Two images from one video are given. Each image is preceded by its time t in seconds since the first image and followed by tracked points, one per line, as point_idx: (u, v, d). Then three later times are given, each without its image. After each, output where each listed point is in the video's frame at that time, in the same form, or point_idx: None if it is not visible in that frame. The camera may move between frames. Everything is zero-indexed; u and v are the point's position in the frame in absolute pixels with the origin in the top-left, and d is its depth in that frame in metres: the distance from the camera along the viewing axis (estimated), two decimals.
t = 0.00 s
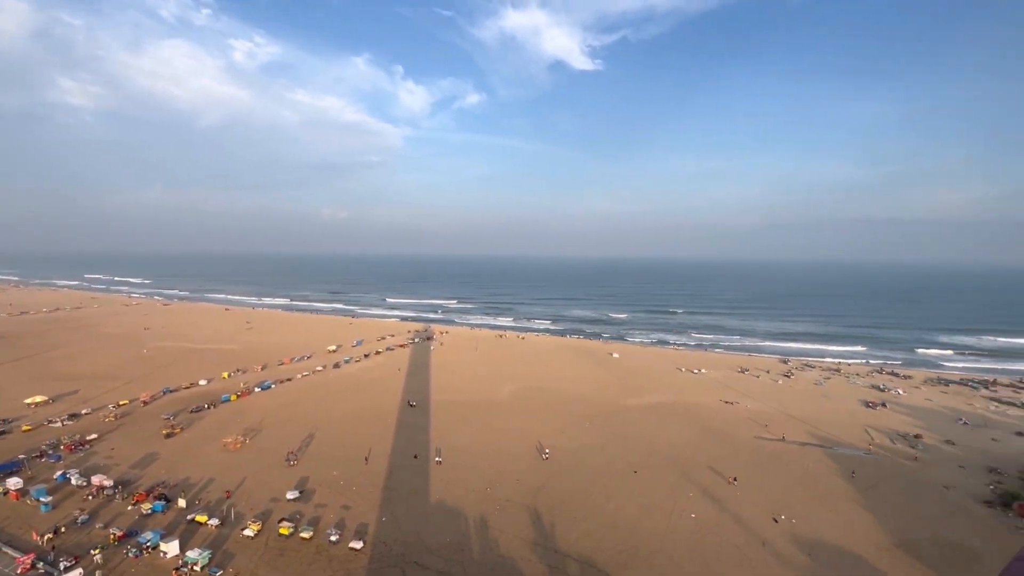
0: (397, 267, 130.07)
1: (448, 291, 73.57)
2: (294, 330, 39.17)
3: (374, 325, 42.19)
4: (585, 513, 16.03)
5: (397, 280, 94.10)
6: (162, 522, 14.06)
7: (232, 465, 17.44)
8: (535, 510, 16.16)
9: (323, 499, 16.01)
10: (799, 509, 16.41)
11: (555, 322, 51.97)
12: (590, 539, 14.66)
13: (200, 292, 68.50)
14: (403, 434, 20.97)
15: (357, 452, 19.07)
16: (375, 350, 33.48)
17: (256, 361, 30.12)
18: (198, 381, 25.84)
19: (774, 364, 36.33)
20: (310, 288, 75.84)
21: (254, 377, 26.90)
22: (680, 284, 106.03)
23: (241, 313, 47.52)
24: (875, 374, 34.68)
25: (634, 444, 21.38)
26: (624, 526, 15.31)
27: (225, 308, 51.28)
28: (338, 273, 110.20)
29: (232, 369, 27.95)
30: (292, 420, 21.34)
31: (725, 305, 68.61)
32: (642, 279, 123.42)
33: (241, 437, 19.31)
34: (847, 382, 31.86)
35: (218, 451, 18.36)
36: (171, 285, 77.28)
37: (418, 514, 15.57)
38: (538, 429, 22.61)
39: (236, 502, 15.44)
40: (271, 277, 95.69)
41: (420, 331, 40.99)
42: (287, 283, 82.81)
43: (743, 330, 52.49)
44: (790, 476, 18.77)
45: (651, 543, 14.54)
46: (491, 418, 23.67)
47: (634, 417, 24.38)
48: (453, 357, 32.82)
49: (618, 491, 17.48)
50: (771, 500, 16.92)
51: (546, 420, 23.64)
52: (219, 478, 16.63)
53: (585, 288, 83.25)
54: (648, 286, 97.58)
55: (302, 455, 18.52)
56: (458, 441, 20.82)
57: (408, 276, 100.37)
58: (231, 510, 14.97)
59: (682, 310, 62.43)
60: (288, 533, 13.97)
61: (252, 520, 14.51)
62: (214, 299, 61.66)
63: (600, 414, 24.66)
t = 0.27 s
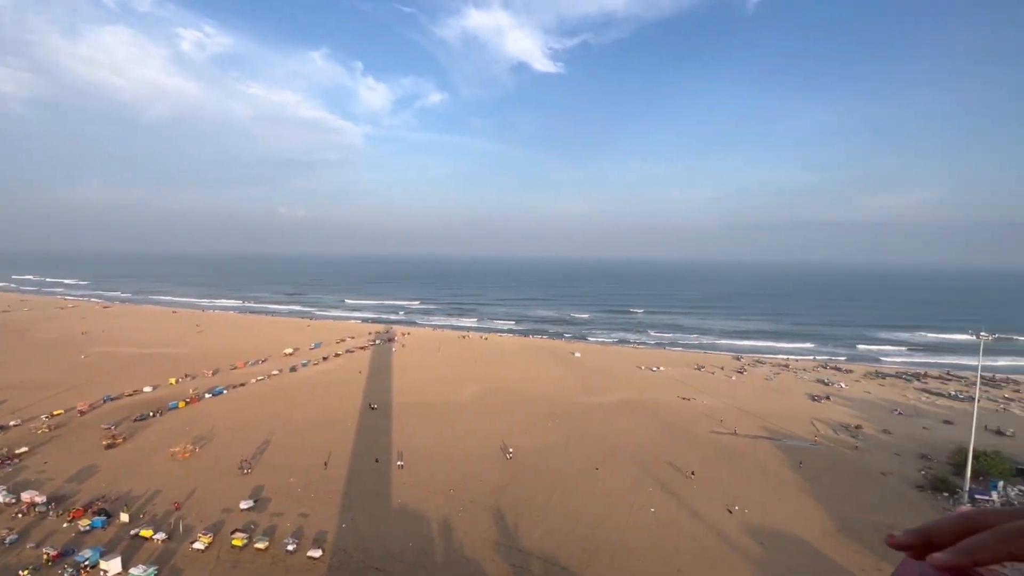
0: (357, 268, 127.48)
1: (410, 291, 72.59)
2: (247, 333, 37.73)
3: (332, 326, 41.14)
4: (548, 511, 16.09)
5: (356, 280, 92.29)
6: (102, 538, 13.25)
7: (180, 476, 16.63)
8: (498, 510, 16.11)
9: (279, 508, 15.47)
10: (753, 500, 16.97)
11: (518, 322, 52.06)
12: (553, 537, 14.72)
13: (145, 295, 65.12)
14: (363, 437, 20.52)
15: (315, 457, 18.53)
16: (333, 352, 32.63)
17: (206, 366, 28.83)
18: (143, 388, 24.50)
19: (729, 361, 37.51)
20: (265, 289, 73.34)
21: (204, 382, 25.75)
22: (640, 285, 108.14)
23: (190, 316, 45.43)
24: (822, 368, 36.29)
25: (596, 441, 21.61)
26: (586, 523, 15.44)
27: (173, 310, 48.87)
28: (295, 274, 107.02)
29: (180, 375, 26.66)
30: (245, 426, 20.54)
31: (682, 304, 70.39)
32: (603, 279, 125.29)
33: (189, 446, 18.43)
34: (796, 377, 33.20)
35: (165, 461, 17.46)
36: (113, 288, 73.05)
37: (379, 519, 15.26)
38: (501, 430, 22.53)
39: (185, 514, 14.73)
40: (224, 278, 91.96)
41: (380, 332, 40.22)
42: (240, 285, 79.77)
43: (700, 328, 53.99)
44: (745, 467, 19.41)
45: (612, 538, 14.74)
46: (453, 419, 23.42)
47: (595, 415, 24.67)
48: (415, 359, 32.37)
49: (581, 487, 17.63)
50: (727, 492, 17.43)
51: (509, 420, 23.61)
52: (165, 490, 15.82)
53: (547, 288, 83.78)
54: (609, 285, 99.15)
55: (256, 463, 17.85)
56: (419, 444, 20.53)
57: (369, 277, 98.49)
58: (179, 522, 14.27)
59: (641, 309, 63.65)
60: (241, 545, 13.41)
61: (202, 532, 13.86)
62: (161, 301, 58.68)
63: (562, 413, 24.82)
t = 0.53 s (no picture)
0: (315, 268, 124.15)
1: (370, 292, 71.25)
2: (197, 337, 36.10)
3: (288, 329, 39.89)
4: (511, 510, 16.08)
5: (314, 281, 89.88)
6: (34, 559, 12.36)
7: (122, 489, 15.71)
8: (461, 511, 15.97)
9: (231, 518, 14.84)
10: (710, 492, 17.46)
11: (481, 322, 51.88)
12: (515, 536, 14.72)
13: (84, 297, 61.40)
14: (321, 442, 19.95)
15: (270, 464, 17.88)
16: (289, 355, 31.63)
17: (151, 371, 27.40)
18: (79, 397, 22.99)
19: (686, 358, 38.53)
20: (216, 291, 70.44)
21: (150, 389, 24.46)
22: (600, 285, 109.77)
23: (135, 319, 43.13)
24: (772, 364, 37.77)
25: (559, 439, 21.76)
26: (549, 521, 15.50)
27: (115, 314, 46.26)
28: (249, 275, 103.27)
29: (122, 382, 25.22)
30: (194, 435, 19.62)
31: (641, 303, 71.89)
32: (564, 279, 126.58)
33: (133, 456, 17.44)
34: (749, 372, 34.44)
35: (105, 474, 16.46)
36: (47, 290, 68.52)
37: (338, 526, 14.87)
38: (464, 431, 22.38)
39: (127, 529, 13.92)
40: (171, 279, 87.76)
41: (339, 334, 39.27)
42: (190, 286, 76.30)
43: (658, 326, 55.26)
44: (702, 461, 19.96)
45: (575, 535, 14.86)
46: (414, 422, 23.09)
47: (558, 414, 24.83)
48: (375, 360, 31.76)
49: (544, 486, 17.70)
50: (685, 485, 17.88)
51: (471, 421, 23.47)
52: (106, 504, 14.91)
53: (510, 288, 83.91)
54: (570, 285, 100.19)
55: (206, 472, 17.07)
56: (380, 447, 20.14)
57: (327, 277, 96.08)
58: (121, 538, 13.47)
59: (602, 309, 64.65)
60: (190, 559, 12.78)
61: (147, 547, 13.14)
62: (100, 304, 55.27)
63: (525, 412, 24.88)
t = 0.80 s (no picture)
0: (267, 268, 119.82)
1: (326, 293, 69.30)
2: (138, 342, 34.12)
3: (239, 332, 38.29)
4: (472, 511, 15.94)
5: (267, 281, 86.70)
6: None
7: (53, 506, 14.63)
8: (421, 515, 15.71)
9: (176, 531, 14.07)
10: (668, 485, 17.83)
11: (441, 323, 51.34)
12: (476, 537, 14.59)
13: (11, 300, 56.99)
14: (274, 449, 19.21)
15: (218, 473, 17.08)
16: (240, 359, 30.36)
17: (87, 379, 25.69)
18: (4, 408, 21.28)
19: (643, 356, 39.30)
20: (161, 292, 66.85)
21: (85, 398, 22.93)
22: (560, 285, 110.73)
23: (69, 322, 40.37)
24: (725, 361, 39.03)
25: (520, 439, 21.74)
26: (510, 520, 15.44)
27: (46, 317, 43.16)
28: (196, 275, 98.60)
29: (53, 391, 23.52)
30: (135, 445, 18.51)
31: (600, 303, 72.88)
32: (524, 279, 126.98)
33: (65, 471, 16.28)
34: (703, 369, 35.47)
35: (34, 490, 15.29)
36: None
37: (292, 535, 14.34)
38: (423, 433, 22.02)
39: (59, 548, 12.97)
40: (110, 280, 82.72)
41: (293, 336, 37.98)
42: (131, 288, 72.10)
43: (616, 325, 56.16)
44: (660, 456, 20.37)
45: (537, 533, 14.87)
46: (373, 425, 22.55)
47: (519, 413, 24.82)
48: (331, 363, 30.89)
49: (505, 485, 17.63)
50: (643, 480, 18.18)
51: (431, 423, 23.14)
52: (34, 523, 13.85)
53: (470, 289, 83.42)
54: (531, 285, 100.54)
55: (148, 484, 16.13)
56: (337, 452, 19.57)
57: (282, 278, 92.91)
58: (52, 559, 12.54)
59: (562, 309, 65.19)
60: None
61: (81, 566, 12.28)
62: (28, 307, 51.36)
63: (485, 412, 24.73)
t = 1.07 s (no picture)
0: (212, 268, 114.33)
1: (275, 293, 66.75)
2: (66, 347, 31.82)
3: (179, 334, 36.35)
4: (428, 514, 15.76)
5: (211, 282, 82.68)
6: None
7: None
8: (376, 520, 15.42)
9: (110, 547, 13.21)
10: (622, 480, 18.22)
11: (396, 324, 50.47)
12: (433, 541, 14.44)
13: None
14: (217, 458, 18.36)
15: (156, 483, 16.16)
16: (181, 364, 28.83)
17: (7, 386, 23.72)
18: None
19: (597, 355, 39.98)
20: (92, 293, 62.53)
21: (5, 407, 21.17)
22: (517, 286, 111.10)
23: None
24: (675, 358, 40.25)
25: (476, 440, 21.65)
26: (467, 522, 15.38)
27: None
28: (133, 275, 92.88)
29: None
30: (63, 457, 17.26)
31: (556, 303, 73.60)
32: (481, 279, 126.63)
33: None
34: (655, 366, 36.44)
35: None
36: None
37: (238, 547, 13.77)
38: (377, 436, 21.58)
39: None
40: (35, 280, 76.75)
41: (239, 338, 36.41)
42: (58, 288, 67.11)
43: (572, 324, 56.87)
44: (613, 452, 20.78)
45: (494, 532, 14.87)
46: (324, 430, 21.91)
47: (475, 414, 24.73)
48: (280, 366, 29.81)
49: (462, 486, 17.53)
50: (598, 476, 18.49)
51: (385, 426, 22.71)
52: None
53: (426, 289, 82.44)
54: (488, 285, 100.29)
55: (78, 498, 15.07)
56: (286, 459, 18.89)
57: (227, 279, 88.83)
58: None
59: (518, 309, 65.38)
60: None
61: None
62: None
63: (441, 413, 24.50)
